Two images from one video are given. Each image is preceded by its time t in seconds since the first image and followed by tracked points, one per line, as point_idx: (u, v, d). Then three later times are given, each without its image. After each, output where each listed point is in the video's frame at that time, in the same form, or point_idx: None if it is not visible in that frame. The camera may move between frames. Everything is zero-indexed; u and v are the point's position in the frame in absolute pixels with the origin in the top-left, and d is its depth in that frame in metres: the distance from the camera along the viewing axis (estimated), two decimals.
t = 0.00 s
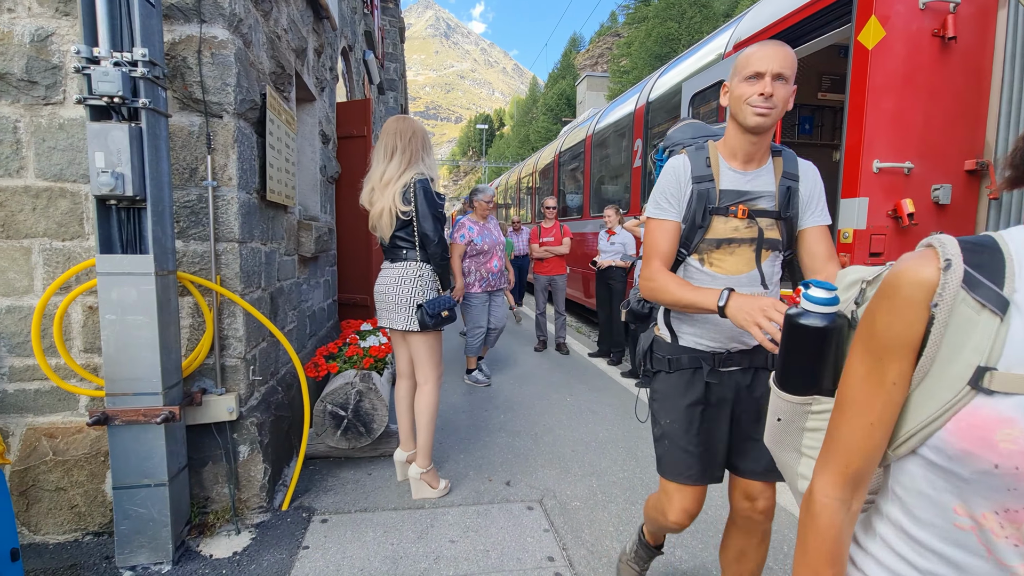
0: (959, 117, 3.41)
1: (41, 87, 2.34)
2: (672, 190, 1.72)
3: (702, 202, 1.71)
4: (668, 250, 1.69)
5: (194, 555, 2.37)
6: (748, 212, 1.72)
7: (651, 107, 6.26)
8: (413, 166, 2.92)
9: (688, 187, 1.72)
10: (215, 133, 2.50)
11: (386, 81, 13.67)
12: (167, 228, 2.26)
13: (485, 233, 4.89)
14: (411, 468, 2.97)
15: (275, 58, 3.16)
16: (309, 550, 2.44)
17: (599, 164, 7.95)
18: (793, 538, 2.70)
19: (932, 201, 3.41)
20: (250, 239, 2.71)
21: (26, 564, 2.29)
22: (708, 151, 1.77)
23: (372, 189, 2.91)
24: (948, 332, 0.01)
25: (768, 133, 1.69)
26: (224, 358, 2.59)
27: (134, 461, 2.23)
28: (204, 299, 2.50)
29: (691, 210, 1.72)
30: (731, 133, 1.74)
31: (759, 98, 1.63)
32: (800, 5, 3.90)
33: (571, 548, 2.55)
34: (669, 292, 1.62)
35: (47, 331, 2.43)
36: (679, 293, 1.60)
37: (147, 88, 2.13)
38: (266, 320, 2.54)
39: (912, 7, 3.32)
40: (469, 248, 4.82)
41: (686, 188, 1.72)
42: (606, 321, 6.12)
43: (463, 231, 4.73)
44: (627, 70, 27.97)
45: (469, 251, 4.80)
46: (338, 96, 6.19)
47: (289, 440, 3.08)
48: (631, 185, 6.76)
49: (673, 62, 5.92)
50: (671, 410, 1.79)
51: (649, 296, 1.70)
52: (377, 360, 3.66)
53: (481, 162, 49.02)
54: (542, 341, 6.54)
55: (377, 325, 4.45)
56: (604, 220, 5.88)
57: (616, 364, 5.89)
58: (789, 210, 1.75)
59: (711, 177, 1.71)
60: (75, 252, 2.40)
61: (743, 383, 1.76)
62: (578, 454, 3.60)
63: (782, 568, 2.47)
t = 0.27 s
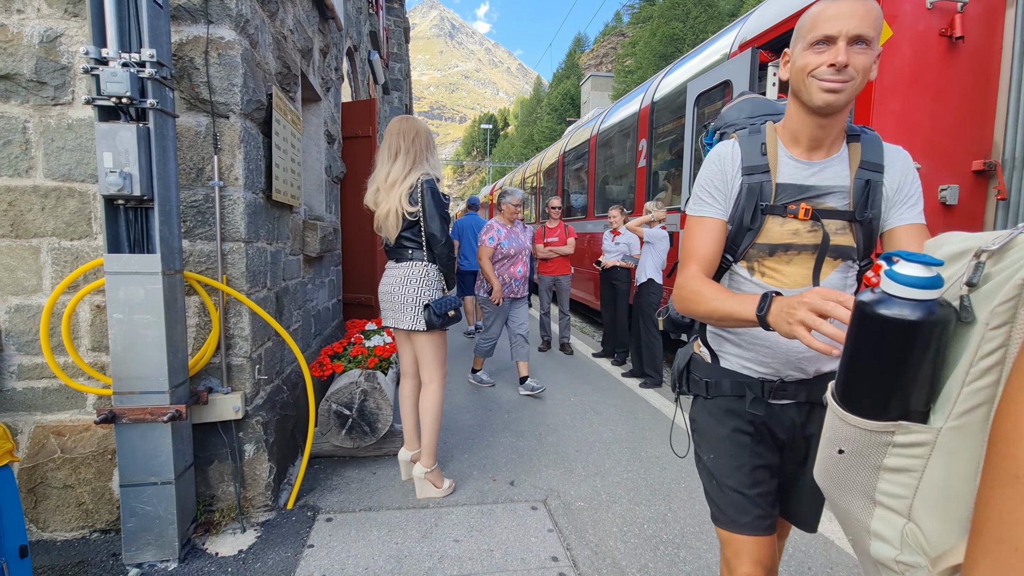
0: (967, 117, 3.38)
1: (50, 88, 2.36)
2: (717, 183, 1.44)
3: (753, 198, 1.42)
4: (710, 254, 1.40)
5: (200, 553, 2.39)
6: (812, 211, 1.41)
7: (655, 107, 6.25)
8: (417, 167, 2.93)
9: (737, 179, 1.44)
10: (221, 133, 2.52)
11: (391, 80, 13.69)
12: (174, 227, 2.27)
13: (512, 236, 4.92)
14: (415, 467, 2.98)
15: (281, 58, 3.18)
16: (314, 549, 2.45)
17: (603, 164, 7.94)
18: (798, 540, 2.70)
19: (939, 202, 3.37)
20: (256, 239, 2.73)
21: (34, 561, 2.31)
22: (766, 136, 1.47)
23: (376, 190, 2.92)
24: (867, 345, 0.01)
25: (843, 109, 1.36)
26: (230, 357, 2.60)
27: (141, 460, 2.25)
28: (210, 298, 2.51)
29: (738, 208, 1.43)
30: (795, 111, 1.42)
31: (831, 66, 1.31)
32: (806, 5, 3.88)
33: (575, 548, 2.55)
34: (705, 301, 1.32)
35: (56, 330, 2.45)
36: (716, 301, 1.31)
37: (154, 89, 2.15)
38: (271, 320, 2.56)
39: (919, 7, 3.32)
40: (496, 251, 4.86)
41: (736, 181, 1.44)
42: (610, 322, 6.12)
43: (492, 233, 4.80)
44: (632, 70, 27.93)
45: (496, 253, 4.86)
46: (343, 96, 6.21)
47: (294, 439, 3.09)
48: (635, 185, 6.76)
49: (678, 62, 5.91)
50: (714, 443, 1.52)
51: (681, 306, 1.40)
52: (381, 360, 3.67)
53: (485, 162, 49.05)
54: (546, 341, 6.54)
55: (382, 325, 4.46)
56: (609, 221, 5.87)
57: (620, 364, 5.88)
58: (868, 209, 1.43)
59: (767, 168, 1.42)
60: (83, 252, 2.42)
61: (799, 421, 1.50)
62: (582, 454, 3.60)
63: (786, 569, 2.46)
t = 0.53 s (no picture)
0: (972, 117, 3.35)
1: (56, 89, 2.37)
2: (768, 177, 1.07)
3: (823, 191, 1.04)
4: (765, 272, 1.01)
5: (204, 552, 2.39)
6: (913, 205, 1.03)
7: (659, 106, 6.24)
8: (422, 168, 2.93)
9: (801, 169, 1.07)
10: (225, 134, 2.52)
11: (394, 80, 13.70)
12: (179, 227, 2.28)
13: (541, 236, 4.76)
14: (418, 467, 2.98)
15: (285, 59, 3.18)
16: (318, 549, 2.46)
17: (607, 164, 7.93)
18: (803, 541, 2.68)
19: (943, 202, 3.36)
20: (259, 239, 2.73)
21: (40, 560, 2.32)
22: (835, 109, 1.10)
23: (381, 192, 2.92)
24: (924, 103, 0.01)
25: (949, 55, 0.97)
26: (234, 357, 2.61)
27: (146, 459, 2.26)
28: (215, 298, 2.52)
29: (804, 205, 1.06)
30: (873, 69, 1.07)
31: None
32: (810, 4, 3.86)
33: (579, 549, 2.55)
34: (758, 341, 0.94)
35: (61, 330, 2.46)
36: (784, 334, 0.91)
37: (159, 90, 2.15)
38: (275, 320, 2.56)
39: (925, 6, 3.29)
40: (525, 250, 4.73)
41: (797, 171, 1.07)
42: (614, 321, 6.11)
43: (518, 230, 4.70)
44: (635, 69, 27.86)
45: (524, 251, 4.73)
46: (347, 96, 6.22)
47: (297, 439, 3.09)
48: (639, 185, 6.74)
49: (682, 62, 5.89)
50: (777, 530, 1.17)
51: (732, 348, 1.01)
52: (385, 360, 3.67)
53: (488, 162, 49.08)
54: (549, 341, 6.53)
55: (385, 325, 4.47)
56: (612, 220, 5.86)
57: (623, 364, 5.88)
58: (989, 198, 1.05)
59: (844, 153, 1.06)
60: (88, 252, 2.43)
61: (895, 492, 1.15)
62: (585, 455, 3.59)
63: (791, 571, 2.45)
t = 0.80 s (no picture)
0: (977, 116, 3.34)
1: (59, 90, 2.37)
2: (916, 114, 0.78)
3: (1011, 144, 0.71)
4: (903, 251, 0.72)
5: (207, 552, 2.40)
6: None
7: (661, 106, 6.23)
8: (427, 169, 2.94)
9: (969, 108, 0.76)
10: (228, 134, 2.53)
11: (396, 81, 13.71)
12: (181, 228, 2.28)
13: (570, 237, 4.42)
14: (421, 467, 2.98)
15: (287, 59, 3.19)
16: (320, 549, 2.46)
17: (609, 164, 7.92)
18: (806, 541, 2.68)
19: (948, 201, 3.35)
20: (262, 239, 2.73)
21: (43, 559, 2.33)
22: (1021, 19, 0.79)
23: (387, 192, 2.93)
24: None
25: None
26: (237, 358, 2.61)
27: (148, 459, 2.26)
28: (217, 299, 2.52)
29: (963, 166, 0.76)
30: None
31: None
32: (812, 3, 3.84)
33: (581, 549, 2.54)
34: (876, 345, 0.73)
35: (64, 330, 2.46)
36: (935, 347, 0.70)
37: (161, 90, 2.16)
38: (277, 320, 2.56)
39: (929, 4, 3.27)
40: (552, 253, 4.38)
41: (963, 109, 0.77)
42: (616, 321, 6.10)
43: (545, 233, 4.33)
44: (637, 69, 27.84)
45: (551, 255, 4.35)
46: (349, 96, 6.23)
47: (300, 439, 3.10)
48: (641, 185, 6.74)
49: (684, 61, 5.88)
50: None
51: (849, 355, 0.77)
52: (387, 360, 3.68)
53: (490, 162, 49.09)
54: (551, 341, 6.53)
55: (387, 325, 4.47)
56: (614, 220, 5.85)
57: (625, 364, 5.87)
58: None
59: None
60: (91, 252, 2.44)
61: None
62: (587, 455, 3.59)
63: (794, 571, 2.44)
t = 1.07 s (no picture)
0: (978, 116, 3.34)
1: (60, 90, 2.38)
2: None
3: None
4: None
5: (208, 552, 2.40)
6: None
7: (661, 106, 6.23)
8: (429, 171, 2.95)
9: None
10: (228, 135, 2.53)
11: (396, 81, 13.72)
12: (182, 228, 2.28)
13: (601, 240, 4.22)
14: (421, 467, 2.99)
15: (287, 60, 3.19)
16: (321, 549, 2.46)
17: (609, 164, 7.92)
18: (806, 541, 2.68)
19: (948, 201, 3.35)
20: (262, 239, 2.74)
21: (44, 559, 2.33)
22: None
23: (389, 193, 2.93)
24: (901, 228, 0.01)
25: None
26: (237, 358, 2.61)
27: (149, 459, 2.26)
28: (218, 299, 2.52)
29: None
30: None
31: None
32: (811, 3, 3.83)
33: (582, 549, 2.54)
34: None
35: (65, 331, 2.47)
36: None
37: (162, 91, 2.16)
38: (277, 320, 2.56)
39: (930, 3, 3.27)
40: (586, 257, 4.18)
41: None
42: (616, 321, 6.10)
43: (580, 238, 4.10)
44: (637, 69, 27.84)
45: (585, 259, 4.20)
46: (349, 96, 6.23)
47: (300, 439, 3.10)
48: (641, 184, 6.73)
49: (684, 61, 5.88)
50: None
51: None
52: (387, 360, 3.68)
53: (490, 162, 49.13)
54: (551, 341, 6.53)
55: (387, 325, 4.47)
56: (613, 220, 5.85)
57: (626, 364, 5.87)
58: None
59: None
60: (92, 253, 2.44)
61: None
62: (587, 455, 3.59)
63: (794, 571, 2.44)
